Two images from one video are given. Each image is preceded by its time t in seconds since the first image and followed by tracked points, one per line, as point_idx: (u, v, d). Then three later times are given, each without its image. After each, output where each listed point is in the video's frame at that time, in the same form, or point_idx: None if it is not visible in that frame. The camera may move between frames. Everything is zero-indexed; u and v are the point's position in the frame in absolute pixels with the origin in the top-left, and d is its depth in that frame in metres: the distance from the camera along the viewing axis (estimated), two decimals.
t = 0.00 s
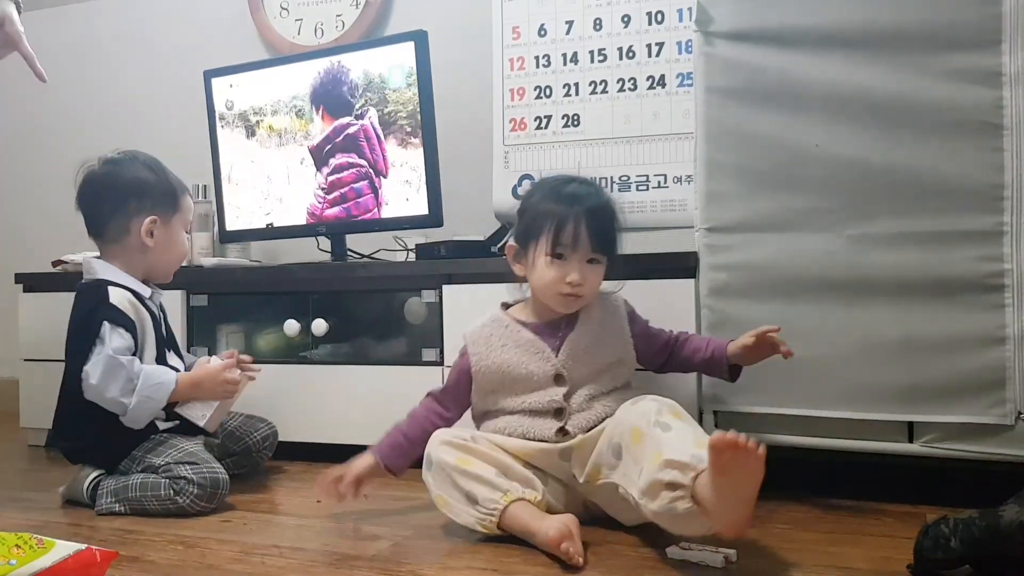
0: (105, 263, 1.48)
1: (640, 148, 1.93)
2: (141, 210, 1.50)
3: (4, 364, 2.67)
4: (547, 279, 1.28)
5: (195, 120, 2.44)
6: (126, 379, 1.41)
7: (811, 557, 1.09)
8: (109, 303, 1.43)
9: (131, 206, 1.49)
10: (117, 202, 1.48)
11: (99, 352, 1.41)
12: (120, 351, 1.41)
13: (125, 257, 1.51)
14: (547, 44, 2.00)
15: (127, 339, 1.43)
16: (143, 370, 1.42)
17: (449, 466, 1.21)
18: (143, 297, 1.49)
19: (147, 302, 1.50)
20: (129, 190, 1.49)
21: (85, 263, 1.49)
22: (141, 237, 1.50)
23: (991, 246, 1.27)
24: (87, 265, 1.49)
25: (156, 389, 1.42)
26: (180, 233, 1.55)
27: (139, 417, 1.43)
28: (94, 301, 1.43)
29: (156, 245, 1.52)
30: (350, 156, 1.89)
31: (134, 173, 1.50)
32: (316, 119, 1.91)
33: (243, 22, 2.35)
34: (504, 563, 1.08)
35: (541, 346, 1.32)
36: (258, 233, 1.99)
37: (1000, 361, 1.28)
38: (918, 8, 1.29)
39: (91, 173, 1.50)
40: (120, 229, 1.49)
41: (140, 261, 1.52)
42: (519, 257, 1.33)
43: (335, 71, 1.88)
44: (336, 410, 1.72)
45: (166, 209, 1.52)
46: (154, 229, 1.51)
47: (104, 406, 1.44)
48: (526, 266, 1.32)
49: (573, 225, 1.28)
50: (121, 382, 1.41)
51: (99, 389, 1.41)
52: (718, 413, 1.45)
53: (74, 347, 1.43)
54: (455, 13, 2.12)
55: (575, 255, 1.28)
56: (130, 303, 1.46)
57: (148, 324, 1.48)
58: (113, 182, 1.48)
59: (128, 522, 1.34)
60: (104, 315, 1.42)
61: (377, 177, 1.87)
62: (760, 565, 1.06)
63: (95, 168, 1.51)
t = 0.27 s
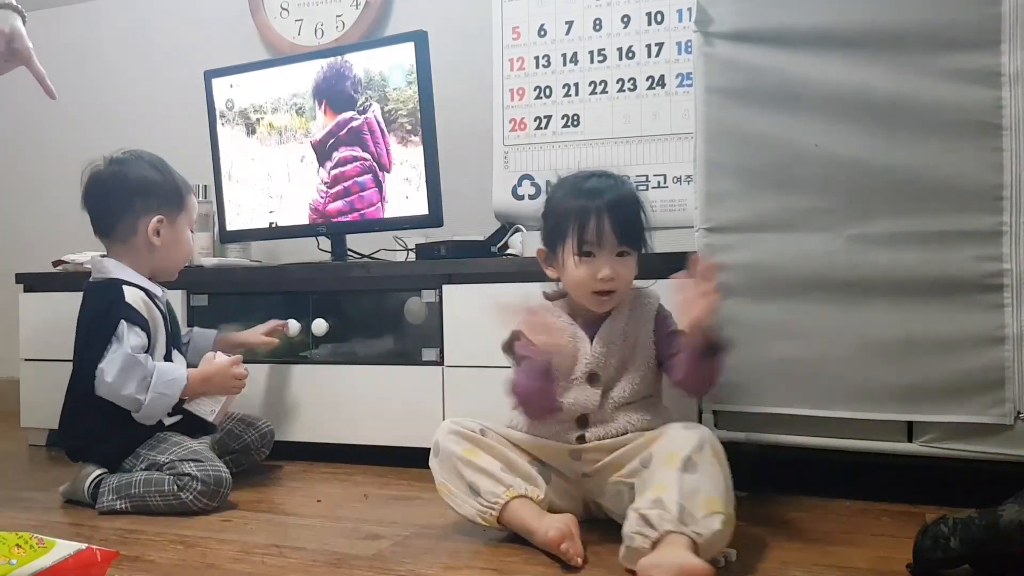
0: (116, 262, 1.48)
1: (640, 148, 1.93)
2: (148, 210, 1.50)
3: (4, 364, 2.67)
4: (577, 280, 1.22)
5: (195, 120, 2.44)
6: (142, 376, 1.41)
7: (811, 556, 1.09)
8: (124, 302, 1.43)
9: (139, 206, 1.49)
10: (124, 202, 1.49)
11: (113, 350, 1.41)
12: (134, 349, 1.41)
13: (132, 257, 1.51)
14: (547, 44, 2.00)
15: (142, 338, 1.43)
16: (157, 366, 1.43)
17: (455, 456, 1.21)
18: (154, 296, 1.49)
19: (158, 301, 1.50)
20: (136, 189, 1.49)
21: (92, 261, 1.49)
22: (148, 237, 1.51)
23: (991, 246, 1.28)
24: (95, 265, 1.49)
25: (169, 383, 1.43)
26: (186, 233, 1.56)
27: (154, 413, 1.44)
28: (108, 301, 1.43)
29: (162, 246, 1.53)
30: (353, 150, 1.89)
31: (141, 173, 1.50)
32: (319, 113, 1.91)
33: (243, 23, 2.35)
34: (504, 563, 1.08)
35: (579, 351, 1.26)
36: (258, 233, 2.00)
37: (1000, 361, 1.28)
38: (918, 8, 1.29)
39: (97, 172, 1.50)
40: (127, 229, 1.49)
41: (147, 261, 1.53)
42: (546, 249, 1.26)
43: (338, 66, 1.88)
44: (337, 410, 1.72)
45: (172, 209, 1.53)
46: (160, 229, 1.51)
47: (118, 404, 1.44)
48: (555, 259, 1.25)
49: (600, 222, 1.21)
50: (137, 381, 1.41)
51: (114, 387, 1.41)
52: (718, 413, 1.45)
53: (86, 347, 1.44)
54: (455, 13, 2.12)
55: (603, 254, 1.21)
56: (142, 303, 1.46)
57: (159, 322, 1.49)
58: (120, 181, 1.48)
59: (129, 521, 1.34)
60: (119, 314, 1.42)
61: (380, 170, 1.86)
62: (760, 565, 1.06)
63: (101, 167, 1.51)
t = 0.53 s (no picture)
0: (119, 259, 1.49)
1: (640, 148, 1.93)
2: (152, 210, 1.50)
3: (4, 364, 2.67)
4: (588, 276, 1.25)
5: (195, 120, 2.44)
6: (139, 373, 1.41)
7: (811, 556, 1.09)
8: (124, 299, 1.44)
9: (142, 206, 1.49)
10: (128, 202, 1.49)
11: (112, 346, 1.42)
12: (133, 346, 1.41)
13: (135, 257, 1.52)
14: (547, 44, 2.00)
15: (141, 335, 1.43)
16: (155, 366, 1.43)
17: (472, 441, 1.22)
18: (157, 295, 1.49)
19: (161, 301, 1.51)
20: (140, 189, 1.49)
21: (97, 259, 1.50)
22: (151, 236, 1.51)
23: (991, 246, 1.28)
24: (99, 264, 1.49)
25: (165, 383, 1.43)
26: (190, 232, 1.56)
27: (150, 411, 1.43)
28: (108, 297, 1.44)
29: (166, 246, 1.53)
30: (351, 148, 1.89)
31: (144, 173, 1.50)
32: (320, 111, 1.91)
33: (243, 23, 2.35)
34: (505, 563, 1.08)
35: (602, 356, 1.27)
36: (259, 234, 2.00)
37: (1000, 360, 1.28)
38: (918, 8, 1.29)
39: (102, 172, 1.50)
40: (130, 229, 1.50)
41: (152, 261, 1.53)
42: (563, 245, 1.30)
43: (340, 62, 1.88)
44: (337, 410, 1.73)
45: (176, 208, 1.53)
46: (164, 229, 1.52)
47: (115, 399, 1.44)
48: (571, 255, 1.29)
49: (608, 215, 1.23)
50: (134, 378, 1.41)
51: (111, 383, 1.41)
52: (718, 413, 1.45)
53: (86, 344, 1.44)
54: (455, 13, 2.12)
55: (613, 248, 1.23)
56: (144, 301, 1.46)
57: (161, 322, 1.49)
58: (124, 181, 1.49)
59: (129, 521, 1.34)
60: (119, 312, 1.42)
61: (383, 161, 1.86)
62: (760, 564, 1.06)
63: (107, 167, 1.51)
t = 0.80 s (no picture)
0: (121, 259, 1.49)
1: (640, 148, 1.93)
2: (154, 209, 1.50)
3: (4, 364, 2.67)
4: (586, 248, 1.26)
5: (195, 120, 2.44)
6: (142, 376, 1.41)
7: (811, 556, 1.09)
8: (127, 300, 1.44)
9: (145, 205, 1.49)
10: (131, 201, 1.49)
11: (115, 348, 1.42)
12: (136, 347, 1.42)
13: (137, 256, 1.52)
14: (547, 44, 2.00)
15: (143, 336, 1.43)
16: (158, 370, 1.43)
17: (461, 450, 1.22)
18: (158, 294, 1.49)
19: (162, 300, 1.50)
20: (142, 188, 1.49)
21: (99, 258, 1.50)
22: (154, 236, 1.51)
23: (991, 246, 1.28)
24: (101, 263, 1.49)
25: (169, 390, 1.43)
26: (191, 232, 1.56)
27: (151, 414, 1.44)
28: (111, 298, 1.44)
29: (168, 246, 1.53)
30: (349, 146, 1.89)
31: (146, 172, 1.50)
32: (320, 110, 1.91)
33: (243, 23, 2.35)
34: (505, 563, 1.08)
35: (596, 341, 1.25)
36: (259, 234, 2.00)
37: (1000, 360, 1.28)
38: (918, 8, 1.29)
39: (104, 170, 1.50)
40: (133, 228, 1.50)
41: (154, 260, 1.53)
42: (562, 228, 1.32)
43: (341, 61, 1.88)
44: (337, 410, 1.73)
45: (178, 208, 1.53)
46: (166, 229, 1.52)
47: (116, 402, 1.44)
48: (571, 234, 1.30)
49: (607, 191, 1.24)
50: (136, 382, 1.41)
51: (113, 385, 1.41)
52: (718, 413, 1.45)
53: (89, 343, 1.44)
54: (455, 13, 2.12)
55: (612, 221, 1.24)
56: (145, 301, 1.45)
57: (163, 321, 1.48)
58: (126, 180, 1.49)
59: (129, 521, 1.34)
60: (121, 313, 1.42)
61: (390, 152, 1.85)
62: (761, 564, 1.06)
63: (109, 164, 1.51)
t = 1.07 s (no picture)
0: (116, 261, 1.49)
1: (640, 148, 1.93)
2: (150, 211, 1.50)
3: (5, 364, 2.67)
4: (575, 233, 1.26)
5: (195, 119, 2.44)
6: (134, 379, 1.41)
7: (811, 556, 1.09)
8: (122, 302, 1.43)
9: (140, 207, 1.49)
10: (126, 203, 1.49)
11: (109, 351, 1.41)
12: (129, 352, 1.41)
13: (133, 258, 1.52)
14: (547, 44, 2.00)
15: (138, 339, 1.43)
16: (152, 374, 1.42)
17: (461, 449, 1.20)
18: (152, 296, 1.49)
19: (156, 302, 1.50)
20: (137, 190, 1.49)
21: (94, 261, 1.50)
22: (150, 238, 1.51)
23: (991, 246, 1.28)
24: (96, 266, 1.49)
25: (163, 394, 1.42)
26: (189, 234, 1.56)
27: (144, 418, 1.43)
28: (106, 301, 1.44)
29: (164, 247, 1.53)
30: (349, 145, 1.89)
31: (140, 173, 1.50)
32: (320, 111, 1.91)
33: (243, 22, 2.35)
34: (505, 563, 1.08)
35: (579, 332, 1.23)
36: (259, 234, 2.00)
37: (1000, 360, 1.28)
38: (917, 7, 1.29)
39: (99, 172, 1.50)
40: (128, 230, 1.50)
41: (149, 262, 1.53)
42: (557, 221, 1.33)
43: (341, 61, 1.88)
44: (337, 410, 1.73)
45: (173, 209, 1.53)
46: (161, 230, 1.51)
47: (110, 405, 1.44)
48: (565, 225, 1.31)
49: (597, 178, 1.26)
50: (130, 385, 1.41)
51: (107, 388, 1.41)
52: (717, 413, 1.45)
53: (83, 347, 1.44)
54: (455, 13, 2.12)
55: (600, 205, 1.25)
56: (139, 303, 1.45)
57: (157, 324, 1.48)
58: (121, 181, 1.49)
59: (128, 521, 1.34)
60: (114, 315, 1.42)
61: (403, 145, 1.84)
62: (760, 564, 1.06)
63: (103, 166, 1.51)
